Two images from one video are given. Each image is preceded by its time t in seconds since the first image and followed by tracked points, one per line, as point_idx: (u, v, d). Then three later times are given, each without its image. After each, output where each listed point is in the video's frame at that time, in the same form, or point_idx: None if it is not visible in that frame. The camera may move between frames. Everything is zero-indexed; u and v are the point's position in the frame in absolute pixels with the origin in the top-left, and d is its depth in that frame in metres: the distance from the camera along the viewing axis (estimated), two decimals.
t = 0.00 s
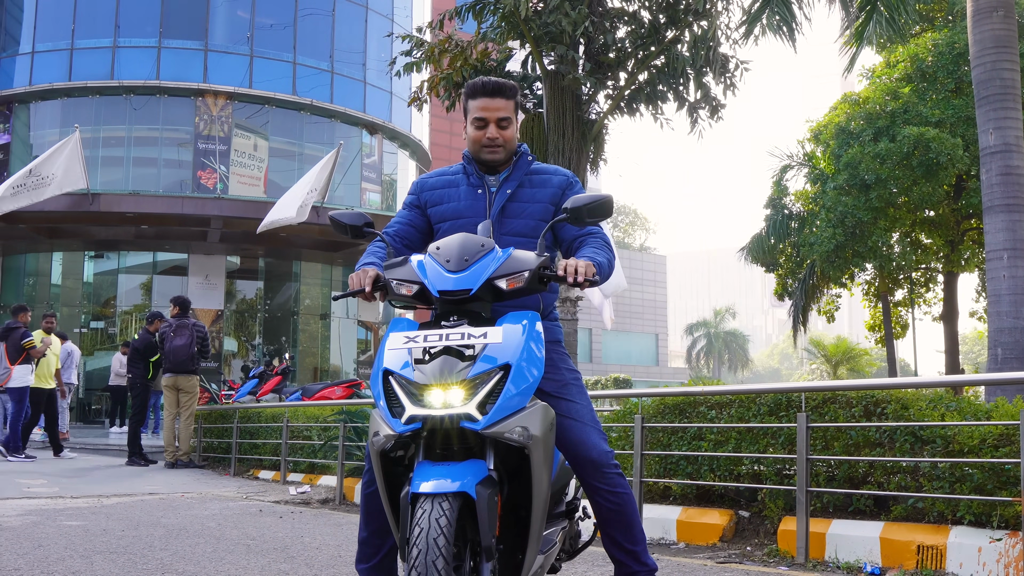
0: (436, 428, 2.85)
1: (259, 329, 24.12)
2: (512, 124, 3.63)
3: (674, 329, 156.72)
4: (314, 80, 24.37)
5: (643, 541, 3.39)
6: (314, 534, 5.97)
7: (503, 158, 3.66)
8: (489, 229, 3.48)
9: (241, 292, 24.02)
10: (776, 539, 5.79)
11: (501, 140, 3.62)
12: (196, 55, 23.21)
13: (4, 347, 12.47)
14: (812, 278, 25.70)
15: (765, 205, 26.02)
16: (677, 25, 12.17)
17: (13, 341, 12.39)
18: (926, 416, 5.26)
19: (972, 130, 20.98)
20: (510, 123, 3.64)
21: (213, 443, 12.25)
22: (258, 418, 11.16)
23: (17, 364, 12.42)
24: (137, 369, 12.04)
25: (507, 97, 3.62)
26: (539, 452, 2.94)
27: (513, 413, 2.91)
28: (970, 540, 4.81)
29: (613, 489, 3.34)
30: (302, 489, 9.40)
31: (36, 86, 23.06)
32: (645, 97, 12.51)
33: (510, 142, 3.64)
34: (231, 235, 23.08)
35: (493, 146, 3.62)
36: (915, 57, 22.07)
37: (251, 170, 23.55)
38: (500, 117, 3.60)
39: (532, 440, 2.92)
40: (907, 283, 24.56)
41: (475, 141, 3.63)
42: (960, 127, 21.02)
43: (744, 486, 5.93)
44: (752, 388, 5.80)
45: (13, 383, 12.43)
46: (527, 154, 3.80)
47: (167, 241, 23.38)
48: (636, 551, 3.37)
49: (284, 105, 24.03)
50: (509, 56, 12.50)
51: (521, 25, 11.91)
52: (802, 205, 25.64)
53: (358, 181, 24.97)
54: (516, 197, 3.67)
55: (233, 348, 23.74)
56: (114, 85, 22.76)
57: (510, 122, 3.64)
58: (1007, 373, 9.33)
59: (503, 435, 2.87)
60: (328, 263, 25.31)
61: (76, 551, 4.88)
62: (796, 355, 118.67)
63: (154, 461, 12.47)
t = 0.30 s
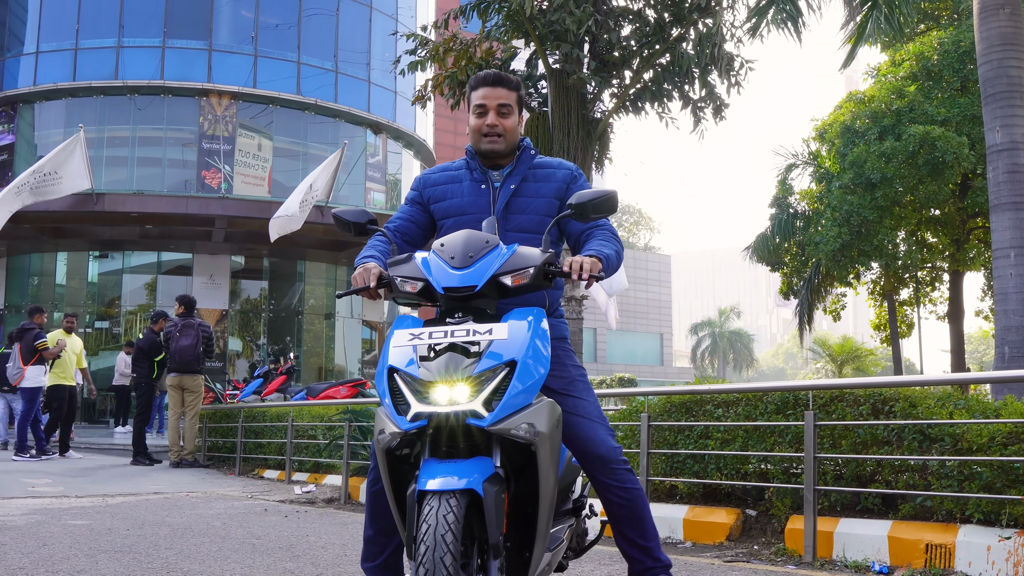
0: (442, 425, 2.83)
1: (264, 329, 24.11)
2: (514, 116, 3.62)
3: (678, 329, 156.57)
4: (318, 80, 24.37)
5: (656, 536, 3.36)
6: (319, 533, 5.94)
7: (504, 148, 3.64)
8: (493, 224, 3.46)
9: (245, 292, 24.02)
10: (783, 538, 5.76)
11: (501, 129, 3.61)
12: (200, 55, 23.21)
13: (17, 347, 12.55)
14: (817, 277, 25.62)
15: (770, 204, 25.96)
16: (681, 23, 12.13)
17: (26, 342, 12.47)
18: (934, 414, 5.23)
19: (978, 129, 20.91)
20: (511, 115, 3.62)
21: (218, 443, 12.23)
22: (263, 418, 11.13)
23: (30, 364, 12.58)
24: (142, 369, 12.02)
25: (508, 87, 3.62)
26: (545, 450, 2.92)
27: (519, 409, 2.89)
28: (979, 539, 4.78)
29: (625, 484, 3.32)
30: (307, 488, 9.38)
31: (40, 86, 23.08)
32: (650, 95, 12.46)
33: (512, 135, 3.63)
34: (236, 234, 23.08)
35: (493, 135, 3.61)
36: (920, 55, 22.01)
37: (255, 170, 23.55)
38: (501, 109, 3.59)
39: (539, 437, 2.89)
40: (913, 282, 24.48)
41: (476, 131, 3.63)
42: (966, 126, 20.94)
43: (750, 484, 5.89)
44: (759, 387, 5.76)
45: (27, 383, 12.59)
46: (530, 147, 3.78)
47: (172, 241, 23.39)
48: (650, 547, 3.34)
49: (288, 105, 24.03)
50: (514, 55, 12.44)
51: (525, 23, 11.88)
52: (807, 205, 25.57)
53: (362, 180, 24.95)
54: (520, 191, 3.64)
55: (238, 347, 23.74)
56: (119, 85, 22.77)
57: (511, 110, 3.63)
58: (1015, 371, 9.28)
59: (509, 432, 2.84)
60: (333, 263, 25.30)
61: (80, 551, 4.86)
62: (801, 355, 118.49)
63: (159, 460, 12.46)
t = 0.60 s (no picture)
0: (450, 421, 2.81)
1: (270, 329, 24.12)
2: (519, 108, 3.59)
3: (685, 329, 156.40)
4: (324, 80, 24.38)
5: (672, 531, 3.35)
6: (325, 532, 5.93)
7: (510, 142, 3.61)
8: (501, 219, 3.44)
9: (251, 291, 24.03)
10: (791, 536, 5.72)
11: (506, 122, 3.58)
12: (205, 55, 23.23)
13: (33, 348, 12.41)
14: (823, 276, 25.55)
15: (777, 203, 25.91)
16: (687, 22, 12.08)
17: (41, 342, 12.34)
18: (943, 412, 5.19)
19: (985, 126, 20.83)
20: (516, 107, 3.59)
21: (224, 442, 12.22)
22: (269, 417, 11.11)
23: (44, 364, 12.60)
24: (148, 368, 12.03)
25: (512, 80, 3.59)
26: (555, 447, 2.89)
27: (529, 406, 2.86)
28: (988, 537, 4.74)
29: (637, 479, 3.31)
30: (313, 487, 9.38)
31: (46, 86, 23.13)
32: (656, 94, 12.41)
33: (517, 127, 3.60)
34: (242, 234, 23.08)
35: (498, 128, 3.58)
36: (927, 53, 21.90)
37: (261, 170, 23.56)
38: (506, 101, 3.57)
39: (548, 434, 2.86)
40: (920, 280, 24.39)
41: (480, 124, 3.60)
42: (973, 124, 20.88)
43: (758, 482, 5.85)
44: (766, 384, 5.74)
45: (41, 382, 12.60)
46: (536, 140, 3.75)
47: (177, 241, 23.41)
48: (665, 542, 3.33)
49: (294, 104, 24.03)
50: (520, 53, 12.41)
51: (531, 22, 11.85)
52: (814, 203, 25.52)
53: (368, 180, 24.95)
54: (527, 186, 3.62)
55: (244, 347, 23.75)
56: (124, 85, 22.80)
57: (516, 104, 3.60)
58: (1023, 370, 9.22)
59: (518, 429, 2.81)
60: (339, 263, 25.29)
61: (86, 549, 4.85)
62: (807, 354, 118.36)
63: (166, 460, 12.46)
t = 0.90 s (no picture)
0: (453, 418, 2.77)
1: (276, 329, 24.12)
2: (525, 103, 3.57)
3: (691, 329, 156.14)
4: (330, 80, 24.38)
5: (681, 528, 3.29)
6: (330, 531, 5.91)
7: (513, 136, 3.58)
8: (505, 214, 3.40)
9: (257, 291, 24.03)
10: (800, 536, 5.68)
11: (510, 117, 3.56)
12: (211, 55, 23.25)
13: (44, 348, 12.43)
14: (831, 275, 25.46)
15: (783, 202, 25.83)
16: (693, 19, 12.03)
17: (52, 342, 12.36)
18: (953, 410, 5.14)
19: (992, 125, 20.75)
20: (522, 102, 3.57)
21: (230, 442, 12.21)
22: (274, 417, 11.09)
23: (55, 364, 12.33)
24: (153, 369, 12.02)
25: (519, 75, 3.57)
26: (559, 444, 2.86)
27: (532, 403, 2.83)
28: (999, 536, 4.69)
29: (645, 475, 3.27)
30: (318, 487, 9.36)
31: (52, 87, 23.16)
32: (662, 92, 12.35)
33: (522, 122, 3.57)
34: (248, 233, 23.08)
35: (501, 122, 3.56)
36: (934, 51, 21.79)
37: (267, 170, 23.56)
38: (512, 95, 3.55)
39: (552, 431, 2.83)
40: (928, 280, 24.27)
41: (485, 118, 3.57)
42: (981, 122, 20.80)
43: (766, 482, 5.81)
44: (775, 382, 5.69)
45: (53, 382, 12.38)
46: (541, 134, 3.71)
47: (184, 241, 23.43)
48: (674, 539, 3.27)
49: (300, 104, 24.04)
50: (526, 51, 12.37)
51: (537, 20, 11.83)
52: (821, 202, 25.43)
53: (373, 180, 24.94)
54: (530, 182, 3.59)
55: (250, 347, 23.76)
56: (130, 86, 22.83)
57: (522, 100, 3.58)
58: None
59: (522, 426, 2.78)
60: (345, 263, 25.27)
61: (88, 549, 4.83)
62: (815, 354, 118.13)
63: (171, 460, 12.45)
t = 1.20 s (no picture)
0: (461, 414, 2.75)
1: (282, 329, 24.13)
2: (543, 106, 3.54)
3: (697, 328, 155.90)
4: (335, 80, 24.39)
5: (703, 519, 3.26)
6: (334, 530, 5.89)
7: (525, 136, 3.55)
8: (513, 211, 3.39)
9: (263, 291, 24.05)
10: (806, 535, 5.65)
11: (525, 118, 3.52)
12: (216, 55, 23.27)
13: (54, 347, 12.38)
14: (837, 274, 25.38)
15: (789, 201, 25.75)
16: (699, 17, 11.99)
17: (62, 341, 12.32)
18: (960, 408, 5.10)
19: (999, 123, 20.67)
20: (540, 105, 3.54)
21: (235, 441, 12.21)
22: (279, 416, 11.08)
23: (64, 363, 12.18)
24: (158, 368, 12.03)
25: (545, 79, 3.55)
26: (568, 443, 2.84)
27: (541, 401, 2.81)
28: (1007, 535, 4.66)
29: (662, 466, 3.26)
30: (323, 486, 9.35)
31: (58, 87, 23.20)
32: (667, 90, 12.34)
33: (537, 123, 3.55)
34: (253, 233, 23.09)
35: (515, 122, 3.52)
36: (941, 49, 21.69)
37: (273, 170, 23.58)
38: (532, 96, 3.52)
39: (561, 429, 2.81)
40: (935, 279, 24.18)
41: (500, 112, 3.53)
42: (987, 121, 20.70)
43: (772, 481, 5.77)
44: (780, 379, 5.67)
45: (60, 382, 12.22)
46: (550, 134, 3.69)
47: (189, 241, 23.46)
48: (695, 530, 3.23)
49: (305, 104, 24.05)
50: (531, 49, 12.34)
51: (542, 18, 11.80)
52: (827, 201, 25.36)
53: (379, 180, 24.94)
54: (537, 180, 3.56)
55: (256, 347, 23.78)
56: (136, 86, 22.85)
57: (540, 104, 3.55)
58: None
59: (531, 424, 2.76)
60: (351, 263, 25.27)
61: (90, 548, 4.82)
62: (820, 353, 118.04)
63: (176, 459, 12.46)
